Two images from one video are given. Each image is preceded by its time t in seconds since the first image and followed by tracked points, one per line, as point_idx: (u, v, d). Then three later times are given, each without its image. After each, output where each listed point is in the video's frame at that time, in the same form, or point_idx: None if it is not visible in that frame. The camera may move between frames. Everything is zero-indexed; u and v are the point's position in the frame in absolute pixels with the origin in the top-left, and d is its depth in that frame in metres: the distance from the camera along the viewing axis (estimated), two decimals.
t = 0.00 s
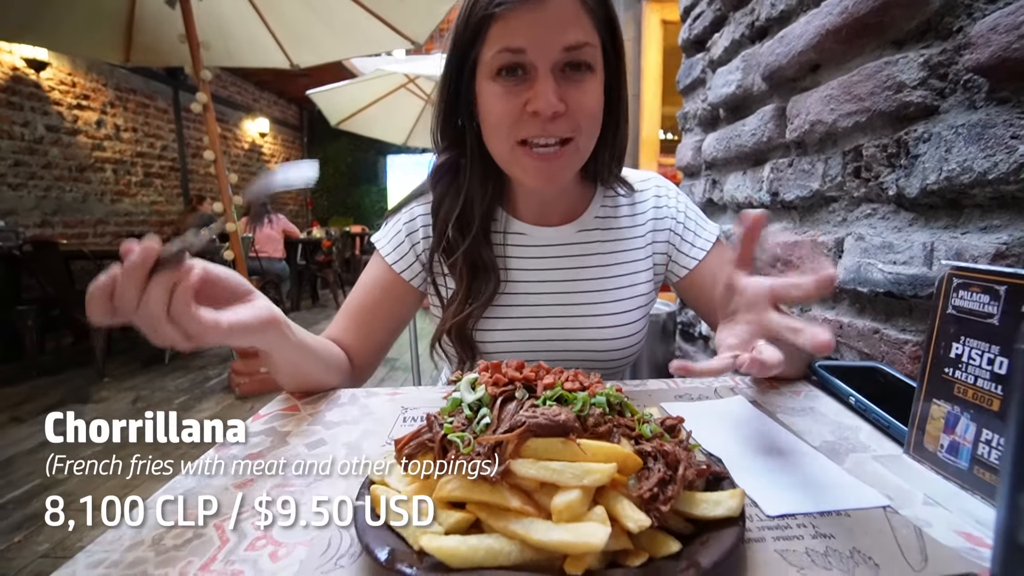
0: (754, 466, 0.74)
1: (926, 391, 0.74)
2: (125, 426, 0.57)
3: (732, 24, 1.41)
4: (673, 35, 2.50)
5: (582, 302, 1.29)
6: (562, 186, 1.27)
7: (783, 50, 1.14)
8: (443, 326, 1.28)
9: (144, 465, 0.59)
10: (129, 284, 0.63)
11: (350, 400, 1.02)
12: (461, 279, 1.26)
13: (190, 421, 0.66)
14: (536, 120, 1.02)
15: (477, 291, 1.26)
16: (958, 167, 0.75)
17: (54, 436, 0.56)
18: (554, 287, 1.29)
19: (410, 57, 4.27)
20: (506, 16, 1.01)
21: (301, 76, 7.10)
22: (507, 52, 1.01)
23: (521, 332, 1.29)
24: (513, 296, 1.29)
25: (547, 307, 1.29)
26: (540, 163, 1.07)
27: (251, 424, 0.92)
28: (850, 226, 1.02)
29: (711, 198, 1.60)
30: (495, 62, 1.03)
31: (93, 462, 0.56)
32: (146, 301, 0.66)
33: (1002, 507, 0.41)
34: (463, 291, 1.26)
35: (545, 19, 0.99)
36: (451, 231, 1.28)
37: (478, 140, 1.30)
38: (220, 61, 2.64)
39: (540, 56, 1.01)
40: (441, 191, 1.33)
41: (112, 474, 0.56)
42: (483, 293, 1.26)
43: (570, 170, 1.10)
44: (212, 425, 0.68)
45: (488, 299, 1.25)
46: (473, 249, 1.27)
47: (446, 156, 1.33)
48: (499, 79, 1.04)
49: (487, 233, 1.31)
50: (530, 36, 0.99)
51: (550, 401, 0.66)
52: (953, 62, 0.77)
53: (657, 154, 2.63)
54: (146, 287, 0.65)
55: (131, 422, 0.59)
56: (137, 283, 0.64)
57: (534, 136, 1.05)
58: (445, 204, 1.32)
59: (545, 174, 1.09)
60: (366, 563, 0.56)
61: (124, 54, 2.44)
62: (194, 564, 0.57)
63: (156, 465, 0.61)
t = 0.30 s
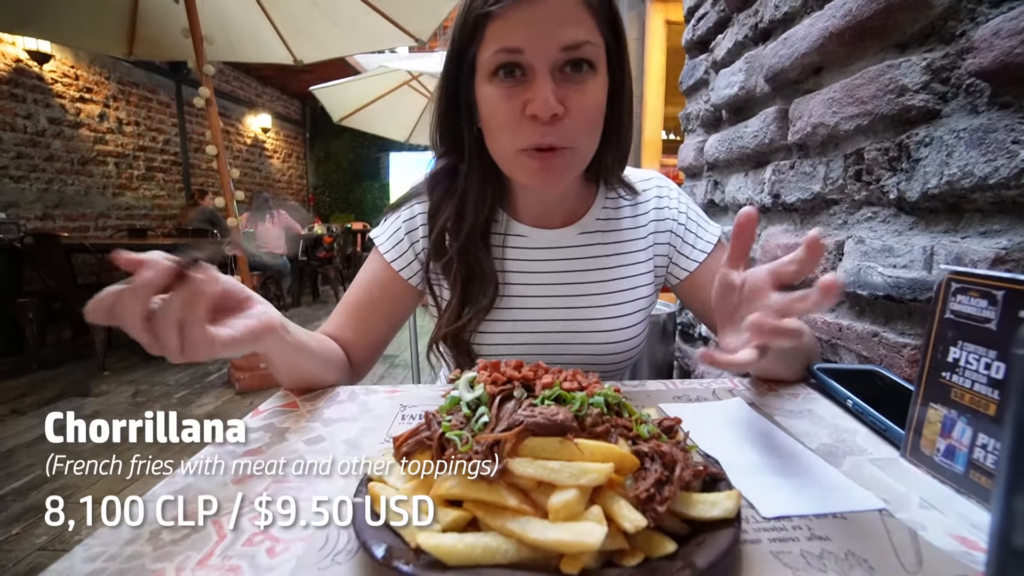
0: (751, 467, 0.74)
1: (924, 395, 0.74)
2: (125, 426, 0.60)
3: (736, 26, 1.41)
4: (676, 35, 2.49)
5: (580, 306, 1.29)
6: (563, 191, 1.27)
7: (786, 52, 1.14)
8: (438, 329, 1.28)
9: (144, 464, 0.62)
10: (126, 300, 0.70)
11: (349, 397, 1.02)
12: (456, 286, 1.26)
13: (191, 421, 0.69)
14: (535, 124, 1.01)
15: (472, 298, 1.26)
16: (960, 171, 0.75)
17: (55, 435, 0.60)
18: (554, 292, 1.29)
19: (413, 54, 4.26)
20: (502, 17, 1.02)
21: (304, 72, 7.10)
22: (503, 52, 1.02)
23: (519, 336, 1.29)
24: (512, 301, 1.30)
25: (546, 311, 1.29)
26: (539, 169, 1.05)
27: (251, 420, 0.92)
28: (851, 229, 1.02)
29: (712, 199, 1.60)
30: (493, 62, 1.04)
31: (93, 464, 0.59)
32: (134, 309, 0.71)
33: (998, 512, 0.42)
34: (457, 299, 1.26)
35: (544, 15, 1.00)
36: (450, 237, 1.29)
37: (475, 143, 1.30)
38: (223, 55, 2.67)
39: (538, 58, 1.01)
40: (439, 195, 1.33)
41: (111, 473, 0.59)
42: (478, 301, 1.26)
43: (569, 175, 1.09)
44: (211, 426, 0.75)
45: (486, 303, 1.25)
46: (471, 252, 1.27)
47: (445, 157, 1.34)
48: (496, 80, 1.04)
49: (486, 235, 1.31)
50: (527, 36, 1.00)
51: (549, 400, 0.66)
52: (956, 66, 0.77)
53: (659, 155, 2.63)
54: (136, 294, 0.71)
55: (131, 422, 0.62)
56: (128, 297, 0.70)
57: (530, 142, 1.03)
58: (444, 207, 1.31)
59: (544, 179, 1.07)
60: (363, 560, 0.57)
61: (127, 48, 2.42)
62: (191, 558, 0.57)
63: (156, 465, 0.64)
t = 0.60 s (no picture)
0: (748, 467, 0.74)
1: (920, 394, 0.74)
2: (125, 426, 0.61)
3: (735, 26, 1.41)
4: (676, 35, 2.49)
5: (578, 307, 1.29)
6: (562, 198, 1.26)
7: (785, 52, 1.14)
8: (441, 334, 1.29)
9: (144, 464, 0.64)
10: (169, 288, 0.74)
11: (347, 396, 1.03)
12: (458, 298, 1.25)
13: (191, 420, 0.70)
14: (546, 134, 1.01)
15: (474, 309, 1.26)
16: (957, 171, 0.75)
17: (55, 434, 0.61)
18: (552, 294, 1.30)
19: (413, 53, 4.27)
20: (508, 26, 0.99)
21: (303, 71, 7.14)
22: (512, 61, 1.00)
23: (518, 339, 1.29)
24: (510, 303, 1.30)
25: (545, 314, 1.29)
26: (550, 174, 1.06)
27: (250, 419, 0.92)
28: (849, 229, 1.02)
29: (711, 199, 1.61)
30: (500, 71, 1.02)
31: (92, 463, 0.61)
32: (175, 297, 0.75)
33: (992, 511, 0.46)
34: (459, 311, 1.25)
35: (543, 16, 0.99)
36: (449, 247, 1.26)
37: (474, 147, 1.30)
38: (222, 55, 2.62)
39: (548, 67, 0.99)
40: (441, 205, 1.30)
41: (112, 472, 0.61)
42: (479, 311, 1.26)
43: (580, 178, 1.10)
44: (211, 427, 0.78)
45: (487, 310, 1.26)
46: (473, 258, 1.27)
47: (443, 159, 1.33)
48: (505, 89, 1.02)
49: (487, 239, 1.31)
50: (537, 45, 0.98)
51: (546, 399, 0.66)
52: (954, 66, 0.78)
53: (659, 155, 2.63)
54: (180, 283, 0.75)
55: (131, 422, 0.63)
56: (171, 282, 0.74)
57: (543, 149, 1.03)
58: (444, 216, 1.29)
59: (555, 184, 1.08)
60: (361, 559, 0.57)
61: (126, 46, 2.40)
62: (189, 557, 0.57)
63: (156, 464, 0.66)
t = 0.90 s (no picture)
0: (741, 464, 0.74)
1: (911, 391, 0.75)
2: (124, 426, 0.61)
3: (730, 24, 1.41)
4: (672, 33, 2.49)
5: (576, 307, 1.30)
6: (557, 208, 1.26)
7: (780, 51, 1.15)
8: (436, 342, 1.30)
9: (143, 465, 0.65)
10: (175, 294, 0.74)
11: (341, 394, 1.02)
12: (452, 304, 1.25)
13: (189, 420, 0.72)
14: (534, 156, 1.03)
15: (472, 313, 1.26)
16: (948, 171, 0.76)
17: (55, 435, 0.61)
18: (549, 294, 1.29)
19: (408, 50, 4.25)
20: (498, 46, 0.97)
21: (297, 68, 7.10)
22: (501, 85, 0.98)
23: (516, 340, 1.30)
24: (508, 303, 1.30)
25: (542, 314, 1.29)
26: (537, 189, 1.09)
27: (243, 417, 0.92)
28: (843, 228, 1.02)
29: (706, 197, 1.61)
30: (488, 92, 1.01)
31: (92, 464, 0.62)
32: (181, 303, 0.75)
33: (980, 506, 0.48)
34: (455, 313, 1.25)
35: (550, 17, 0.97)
36: (443, 255, 1.27)
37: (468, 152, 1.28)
38: (215, 49, 2.62)
39: (538, 91, 0.97)
40: (434, 212, 1.28)
41: (112, 473, 0.62)
42: (476, 315, 1.26)
43: (567, 192, 1.12)
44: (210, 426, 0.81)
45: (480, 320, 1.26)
46: (466, 268, 1.26)
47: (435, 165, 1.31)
48: (494, 109, 1.02)
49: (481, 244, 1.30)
50: (525, 70, 0.96)
51: (540, 397, 0.66)
52: (947, 67, 0.78)
53: (654, 153, 2.64)
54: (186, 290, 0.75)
55: (131, 422, 0.63)
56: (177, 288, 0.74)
57: (530, 169, 1.05)
58: (439, 224, 1.28)
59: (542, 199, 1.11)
60: (354, 555, 0.57)
61: (117, 41, 2.41)
62: (181, 555, 0.57)
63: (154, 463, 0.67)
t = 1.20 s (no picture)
0: (738, 462, 0.74)
1: (907, 388, 0.75)
2: (125, 426, 0.60)
3: (727, 23, 1.41)
4: (668, 32, 2.50)
5: (573, 307, 1.30)
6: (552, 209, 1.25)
7: (776, 49, 1.15)
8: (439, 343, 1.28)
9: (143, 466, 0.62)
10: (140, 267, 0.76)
11: (338, 392, 1.02)
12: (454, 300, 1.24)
13: (189, 419, 0.70)
14: (533, 143, 1.02)
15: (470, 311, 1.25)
16: (943, 169, 0.76)
17: (53, 436, 0.57)
18: (547, 294, 1.30)
19: (405, 48, 4.24)
20: (506, 30, 0.98)
21: (293, 66, 7.09)
22: (506, 67, 0.98)
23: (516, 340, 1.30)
24: (507, 304, 1.30)
25: (540, 315, 1.29)
26: (533, 181, 1.08)
27: (240, 416, 0.92)
28: (839, 225, 1.03)
29: (703, 196, 1.61)
30: (493, 76, 1.00)
31: (92, 464, 0.56)
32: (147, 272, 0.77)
33: (975, 503, 0.48)
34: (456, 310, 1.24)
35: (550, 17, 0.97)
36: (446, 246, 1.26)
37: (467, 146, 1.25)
38: (211, 47, 2.60)
39: (542, 77, 0.97)
40: (434, 204, 1.28)
41: (112, 474, 0.58)
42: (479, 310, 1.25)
43: (560, 189, 1.11)
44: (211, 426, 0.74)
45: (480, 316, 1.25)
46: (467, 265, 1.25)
47: (434, 162, 1.30)
48: (496, 95, 1.01)
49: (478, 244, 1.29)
50: (533, 53, 0.96)
51: (538, 395, 0.66)
52: (941, 65, 0.78)
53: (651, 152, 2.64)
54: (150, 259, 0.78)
55: (130, 422, 0.61)
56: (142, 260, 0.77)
57: (528, 158, 1.04)
58: (439, 219, 1.28)
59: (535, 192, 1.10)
60: (352, 554, 0.57)
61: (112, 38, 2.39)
62: (178, 554, 0.56)
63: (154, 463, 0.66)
